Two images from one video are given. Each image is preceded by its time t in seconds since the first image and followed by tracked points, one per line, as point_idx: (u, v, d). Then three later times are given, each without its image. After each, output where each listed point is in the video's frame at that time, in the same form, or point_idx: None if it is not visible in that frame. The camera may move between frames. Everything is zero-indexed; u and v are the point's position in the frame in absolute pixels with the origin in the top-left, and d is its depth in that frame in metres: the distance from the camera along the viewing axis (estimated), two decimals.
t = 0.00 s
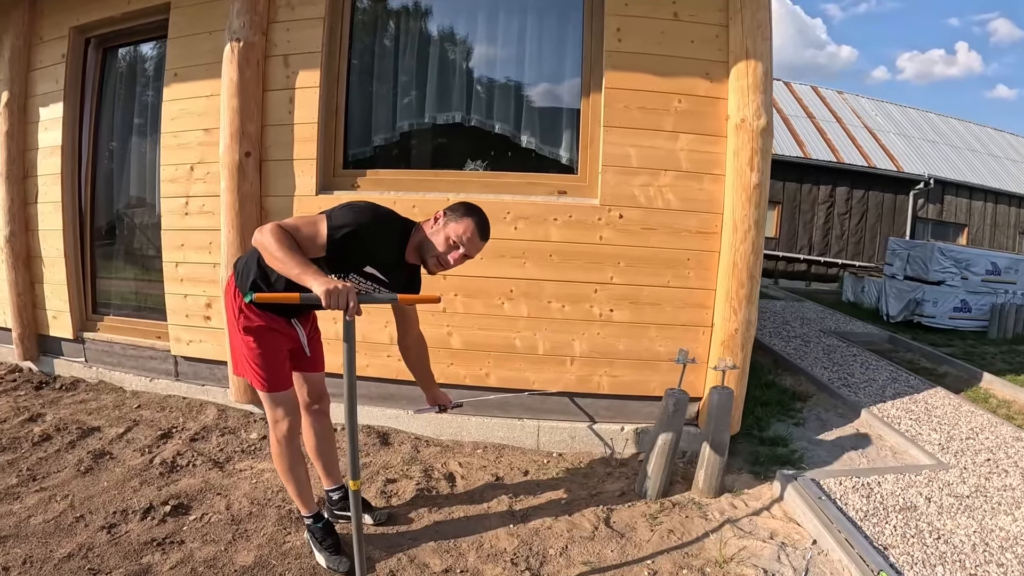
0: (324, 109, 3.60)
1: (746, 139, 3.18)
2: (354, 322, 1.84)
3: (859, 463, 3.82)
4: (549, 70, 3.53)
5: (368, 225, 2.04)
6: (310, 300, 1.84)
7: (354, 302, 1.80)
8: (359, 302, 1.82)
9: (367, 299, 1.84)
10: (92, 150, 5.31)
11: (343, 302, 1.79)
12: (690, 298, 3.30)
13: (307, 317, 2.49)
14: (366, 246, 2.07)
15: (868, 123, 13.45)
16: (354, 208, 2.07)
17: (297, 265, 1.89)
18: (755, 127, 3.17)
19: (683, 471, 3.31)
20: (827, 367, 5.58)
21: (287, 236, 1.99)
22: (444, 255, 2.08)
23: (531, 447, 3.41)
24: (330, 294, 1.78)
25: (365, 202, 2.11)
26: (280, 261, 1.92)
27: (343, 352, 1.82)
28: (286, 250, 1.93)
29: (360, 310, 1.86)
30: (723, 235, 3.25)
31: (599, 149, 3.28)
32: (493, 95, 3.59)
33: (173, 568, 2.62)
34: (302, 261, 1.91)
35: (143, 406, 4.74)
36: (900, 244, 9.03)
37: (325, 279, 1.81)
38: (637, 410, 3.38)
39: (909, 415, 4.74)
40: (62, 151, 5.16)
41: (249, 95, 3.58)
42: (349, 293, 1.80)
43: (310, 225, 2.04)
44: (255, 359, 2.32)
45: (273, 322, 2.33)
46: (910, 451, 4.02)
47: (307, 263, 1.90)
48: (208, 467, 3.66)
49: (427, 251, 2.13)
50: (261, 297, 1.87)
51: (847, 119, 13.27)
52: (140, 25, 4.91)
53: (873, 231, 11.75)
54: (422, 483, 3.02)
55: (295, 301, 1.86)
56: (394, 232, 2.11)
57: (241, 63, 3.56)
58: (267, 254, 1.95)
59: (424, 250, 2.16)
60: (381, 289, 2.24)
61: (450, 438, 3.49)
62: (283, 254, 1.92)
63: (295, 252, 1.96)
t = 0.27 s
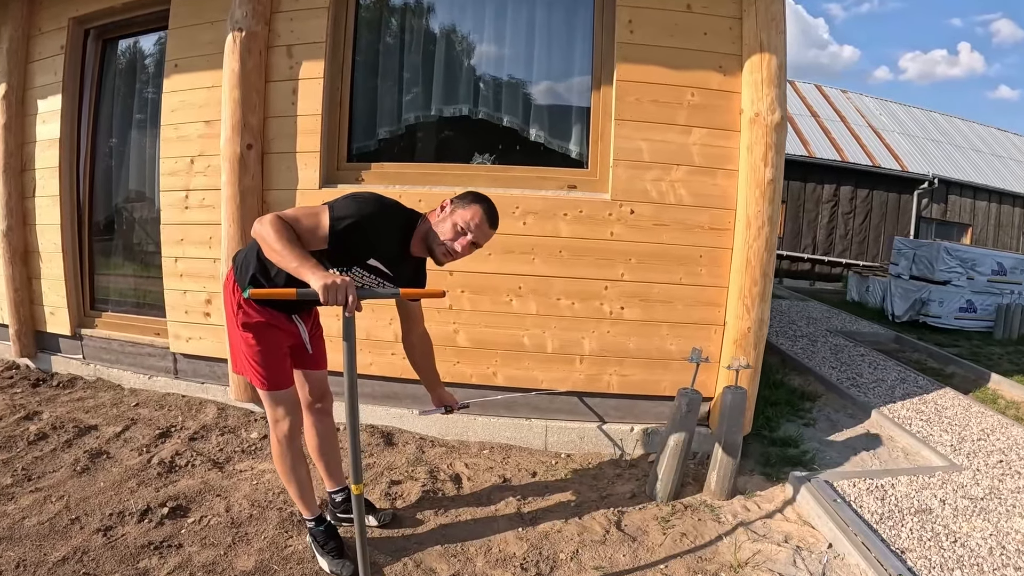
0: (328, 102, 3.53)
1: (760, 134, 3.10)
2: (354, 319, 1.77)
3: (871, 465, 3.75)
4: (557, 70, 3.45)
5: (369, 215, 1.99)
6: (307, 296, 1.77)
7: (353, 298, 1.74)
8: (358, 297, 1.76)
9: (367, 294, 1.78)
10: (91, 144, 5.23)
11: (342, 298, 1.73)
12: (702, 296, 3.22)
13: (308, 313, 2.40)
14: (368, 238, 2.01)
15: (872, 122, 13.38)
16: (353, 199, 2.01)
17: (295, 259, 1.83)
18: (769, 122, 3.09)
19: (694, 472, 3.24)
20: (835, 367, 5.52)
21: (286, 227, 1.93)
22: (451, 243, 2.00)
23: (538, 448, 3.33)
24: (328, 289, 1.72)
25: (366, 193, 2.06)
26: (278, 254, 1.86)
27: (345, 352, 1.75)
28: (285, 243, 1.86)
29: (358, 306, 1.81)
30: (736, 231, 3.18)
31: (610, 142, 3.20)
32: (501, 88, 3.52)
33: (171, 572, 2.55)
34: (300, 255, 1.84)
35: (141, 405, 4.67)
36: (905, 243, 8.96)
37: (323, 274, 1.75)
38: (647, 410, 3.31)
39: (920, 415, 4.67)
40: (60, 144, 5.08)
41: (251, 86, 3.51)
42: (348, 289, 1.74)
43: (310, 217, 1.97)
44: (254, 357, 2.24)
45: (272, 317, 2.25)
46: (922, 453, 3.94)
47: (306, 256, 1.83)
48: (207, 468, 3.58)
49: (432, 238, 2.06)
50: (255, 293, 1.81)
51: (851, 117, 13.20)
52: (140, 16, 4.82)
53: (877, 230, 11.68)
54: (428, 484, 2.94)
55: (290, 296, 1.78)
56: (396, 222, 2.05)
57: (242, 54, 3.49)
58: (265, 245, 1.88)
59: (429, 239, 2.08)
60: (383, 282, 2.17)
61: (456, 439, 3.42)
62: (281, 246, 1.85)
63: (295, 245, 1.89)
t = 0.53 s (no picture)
0: (333, 93, 3.46)
1: (774, 129, 3.03)
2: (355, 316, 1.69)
3: (884, 468, 3.68)
4: (568, 62, 3.37)
5: (371, 207, 1.91)
6: (305, 290, 1.68)
7: (353, 292, 1.66)
8: (359, 291, 1.68)
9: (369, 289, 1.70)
10: (92, 136, 5.16)
11: (342, 293, 1.65)
12: (715, 294, 3.15)
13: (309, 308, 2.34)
14: (370, 230, 1.94)
15: (880, 122, 13.28)
16: (355, 190, 1.94)
17: (294, 252, 1.76)
18: (785, 117, 3.01)
19: (704, 474, 3.16)
20: (845, 368, 5.44)
21: (286, 220, 1.86)
22: (456, 236, 1.94)
23: (545, 448, 3.27)
24: (327, 284, 1.64)
25: (369, 183, 1.99)
26: (277, 248, 1.79)
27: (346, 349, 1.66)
28: (285, 236, 1.80)
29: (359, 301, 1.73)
30: (750, 228, 3.10)
31: (621, 136, 3.12)
32: (510, 80, 3.44)
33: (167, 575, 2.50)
34: (299, 248, 1.78)
35: (141, 401, 4.60)
36: (913, 243, 8.87)
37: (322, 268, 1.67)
38: (657, 410, 3.24)
39: (932, 418, 4.59)
40: (61, 136, 5.02)
41: (254, 76, 3.44)
42: (348, 283, 1.66)
43: (311, 208, 1.91)
44: (253, 353, 2.17)
45: (271, 313, 2.18)
46: (935, 456, 3.86)
47: (306, 250, 1.77)
48: (206, 466, 3.52)
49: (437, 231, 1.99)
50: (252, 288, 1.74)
51: (858, 117, 13.10)
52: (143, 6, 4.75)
53: (884, 230, 11.59)
54: (433, 485, 2.87)
55: (287, 291, 1.70)
56: (399, 215, 1.97)
57: (246, 44, 3.45)
58: (263, 237, 1.82)
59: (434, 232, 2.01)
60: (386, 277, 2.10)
61: (461, 438, 3.35)
62: (280, 239, 1.79)
63: (294, 238, 1.82)
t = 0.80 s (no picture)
0: (335, 83, 3.40)
1: (787, 121, 2.95)
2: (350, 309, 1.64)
3: (894, 469, 3.60)
4: (576, 52, 3.29)
5: (370, 195, 1.86)
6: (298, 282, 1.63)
7: (347, 283, 1.61)
8: (353, 282, 1.62)
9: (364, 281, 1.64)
10: (93, 127, 5.11)
11: (335, 284, 1.60)
12: (724, 290, 3.08)
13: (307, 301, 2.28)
14: (369, 219, 1.88)
15: (889, 119, 13.15)
16: (354, 178, 1.88)
17: (289, 243, 1.72)
18: (797, 109, 2.93)
19: (712, 474, 3.09)
20: (855, 366, 5.36)
21: (282, 209, 1.83)
22: (460, 227, 1.87)
23: (550, 446, 3.20)
24: (320, 275, 1.59)
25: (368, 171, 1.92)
26: (272, 238, 1.76)
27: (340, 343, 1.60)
28: (280, 225, 1.76)
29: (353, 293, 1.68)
30: (761, 222, 3.02)
31: (630, 127, 3.05)
32: (516, 70, 3.36)
33: (162, 573, 2.45)
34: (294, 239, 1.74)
35: (141, 394, 4.56)
36: (922, 241, 8.76)
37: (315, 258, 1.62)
38: (664, 408, 3.17)
39: (943, 418, 4.50)
40: (63, 127, 4.97)
41: (257, 66, 3.44)
42: (342, 273, 1.60)
43: (307, 197, 1.86)
44: (249, 347, 2.13)
45: (267, 305, 2.13)
46: (947, 457, 3.77)
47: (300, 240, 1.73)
48: (205, 462, 3.47)
49: (437, 222, 1.92)
50: (244, 279, 1.69)
51: (867, 114, 12.97)
52: None
53: (892, 229, 11.47)
54: (434, 482, 2.82)
55: (281, 283, 1.66)
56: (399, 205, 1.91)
57: (249, 32, 3.42)
58: (257, 227, 1.78)
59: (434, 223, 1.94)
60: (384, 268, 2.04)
61: (464, 435, 3.29)
62: (275, 229, 1.75)
63: (290, 227, 1.78)
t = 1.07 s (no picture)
0: (329, 71, 3.29)
1: (796, 109, 2.82)
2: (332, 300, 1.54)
3: (905, 471, 3.48)
4: (577, 37, 3.17)
5: (357, 180, 1.74)
6: (277, 270, 1.54)
7: (329, 272, 1.50)
8: (335, 271, 1.51)
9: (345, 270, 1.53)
10: (87, 120, 5.01)
11: (316, 273, 1.50)
12: (731, 285, 2.96)
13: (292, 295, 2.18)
14: (355, 206, 1.76)
15: (894, 116, 13.02)
16: (341, 162, 1.77)
17: (269, 229, 1.63)
18: (807, 96, 2.81)
19: (718, 476, 2.97)
20: (862, 365, 5.24)
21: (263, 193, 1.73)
22: (454, 218, 1.74)
23: (550, 446, 3.09)
24: (301, 263, 1.49)
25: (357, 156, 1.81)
26: (252, 223, 1.66)
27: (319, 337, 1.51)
28: (260, 211, 1.66)
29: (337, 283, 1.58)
30: (770, 214, 2.90)
31: (633, 115, 2.93)
32: (515, 57, 3.25)
33: None
34: (275, 225, 1.64)
35: (131, 392, 4.45)
36: (929, 239, 8.63)
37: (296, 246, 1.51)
38: (668, 407, 3.06)
39: (954, 418, 4.38)
40: (54, 119, 4.87)
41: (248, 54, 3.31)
42: (323, 261, 1.50)
43: (290, 181, 1.76)
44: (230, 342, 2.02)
45: (249, 298, 2.03)
46: (959, 458, 3.64)
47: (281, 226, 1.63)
48: (193, 461, 3.36)
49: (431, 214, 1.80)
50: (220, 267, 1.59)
51: (873, 111, 12.83)
52: None
53: (898, 226, 11.33)
54: (429, 483, 2.71)
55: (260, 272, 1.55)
56: (389, 191, 1.79)
57: (241, 19, 3.31)
58: (237, 212, 1.68)
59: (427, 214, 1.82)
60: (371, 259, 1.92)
61: (461, 435, 3.18)
62: (255, 214, 1.65)
63: (271, 213, 1.69)
